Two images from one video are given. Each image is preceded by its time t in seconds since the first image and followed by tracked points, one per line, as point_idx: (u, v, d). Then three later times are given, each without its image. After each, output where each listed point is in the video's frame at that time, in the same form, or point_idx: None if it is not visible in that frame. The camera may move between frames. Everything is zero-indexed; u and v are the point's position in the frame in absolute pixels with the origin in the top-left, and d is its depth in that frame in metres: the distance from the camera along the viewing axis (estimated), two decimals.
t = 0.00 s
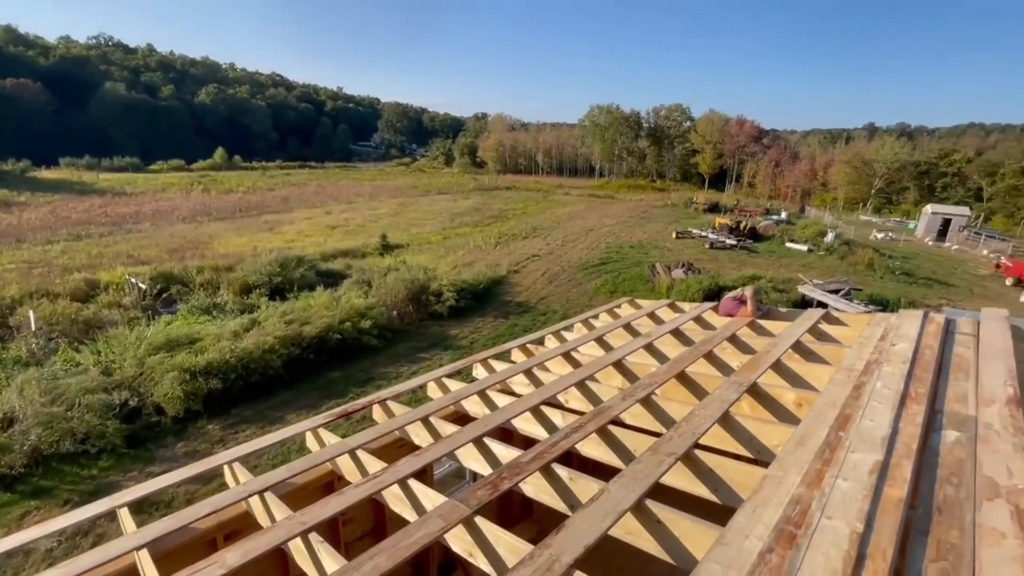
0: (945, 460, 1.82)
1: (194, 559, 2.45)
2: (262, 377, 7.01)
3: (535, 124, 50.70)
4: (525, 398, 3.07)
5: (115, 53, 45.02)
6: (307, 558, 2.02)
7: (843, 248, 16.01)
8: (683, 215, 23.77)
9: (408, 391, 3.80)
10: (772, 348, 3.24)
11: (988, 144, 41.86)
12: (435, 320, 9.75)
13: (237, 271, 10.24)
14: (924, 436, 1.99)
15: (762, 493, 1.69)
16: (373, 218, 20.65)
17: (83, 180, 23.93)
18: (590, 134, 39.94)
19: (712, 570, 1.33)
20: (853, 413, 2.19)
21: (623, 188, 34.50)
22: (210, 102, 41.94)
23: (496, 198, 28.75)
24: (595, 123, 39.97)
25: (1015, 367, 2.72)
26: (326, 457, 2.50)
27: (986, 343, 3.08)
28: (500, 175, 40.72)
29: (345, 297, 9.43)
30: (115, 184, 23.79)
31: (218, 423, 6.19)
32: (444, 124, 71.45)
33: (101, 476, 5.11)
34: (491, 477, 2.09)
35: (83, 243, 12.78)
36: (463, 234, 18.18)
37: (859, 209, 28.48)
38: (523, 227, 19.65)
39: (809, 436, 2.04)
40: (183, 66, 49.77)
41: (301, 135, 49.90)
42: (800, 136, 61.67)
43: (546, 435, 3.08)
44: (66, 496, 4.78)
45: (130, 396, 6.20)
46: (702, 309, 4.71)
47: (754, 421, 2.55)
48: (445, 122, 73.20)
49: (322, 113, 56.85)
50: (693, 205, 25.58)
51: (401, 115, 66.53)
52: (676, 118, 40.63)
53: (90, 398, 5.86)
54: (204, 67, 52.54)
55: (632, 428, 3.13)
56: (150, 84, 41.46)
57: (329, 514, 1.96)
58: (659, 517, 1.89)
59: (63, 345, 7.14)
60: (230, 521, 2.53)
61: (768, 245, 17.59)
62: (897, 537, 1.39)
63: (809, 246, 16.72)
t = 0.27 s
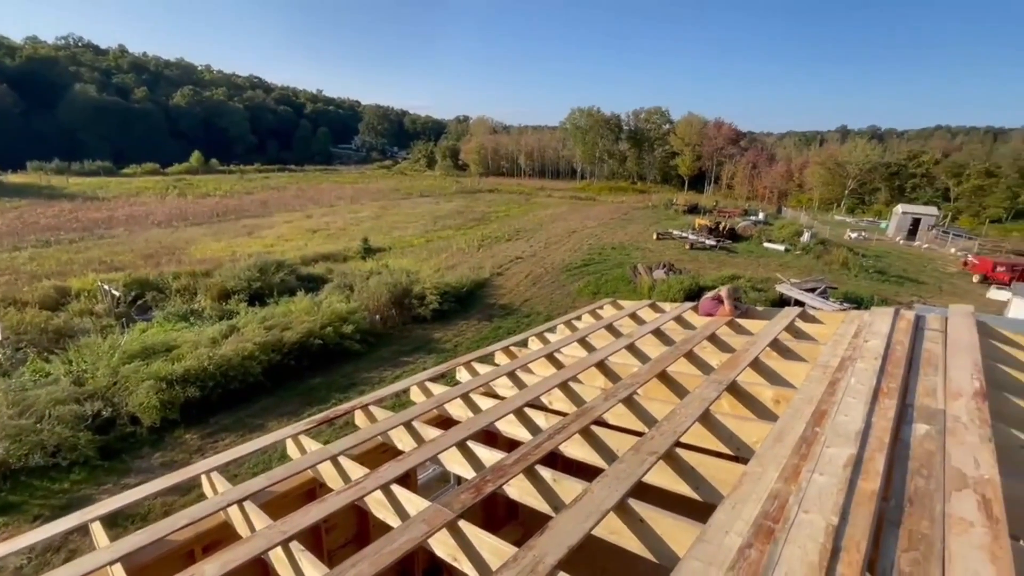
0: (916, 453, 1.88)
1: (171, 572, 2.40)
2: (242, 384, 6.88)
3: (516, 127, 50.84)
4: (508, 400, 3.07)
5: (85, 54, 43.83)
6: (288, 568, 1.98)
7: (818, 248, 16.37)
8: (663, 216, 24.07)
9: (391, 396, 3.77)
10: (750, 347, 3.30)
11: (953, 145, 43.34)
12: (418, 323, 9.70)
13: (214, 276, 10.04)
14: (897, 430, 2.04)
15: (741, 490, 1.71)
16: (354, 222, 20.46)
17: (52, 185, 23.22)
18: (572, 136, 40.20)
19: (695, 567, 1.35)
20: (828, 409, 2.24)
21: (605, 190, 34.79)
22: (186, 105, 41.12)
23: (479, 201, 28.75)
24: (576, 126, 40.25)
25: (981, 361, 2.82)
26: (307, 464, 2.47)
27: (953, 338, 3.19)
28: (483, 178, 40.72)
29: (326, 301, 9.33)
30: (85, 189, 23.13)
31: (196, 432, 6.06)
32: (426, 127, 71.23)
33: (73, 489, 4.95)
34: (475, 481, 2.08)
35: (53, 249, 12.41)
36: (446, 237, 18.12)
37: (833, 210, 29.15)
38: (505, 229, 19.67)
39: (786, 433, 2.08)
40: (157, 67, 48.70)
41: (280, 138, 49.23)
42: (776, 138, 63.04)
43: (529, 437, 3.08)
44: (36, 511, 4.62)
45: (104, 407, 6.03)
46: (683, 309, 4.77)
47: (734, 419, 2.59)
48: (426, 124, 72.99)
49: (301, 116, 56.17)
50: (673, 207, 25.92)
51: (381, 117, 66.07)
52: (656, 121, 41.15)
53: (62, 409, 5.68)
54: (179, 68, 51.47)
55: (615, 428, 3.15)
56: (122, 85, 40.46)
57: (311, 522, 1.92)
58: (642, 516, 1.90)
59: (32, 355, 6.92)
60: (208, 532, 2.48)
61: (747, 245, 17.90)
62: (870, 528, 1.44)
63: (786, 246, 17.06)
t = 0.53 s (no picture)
0: (889, 446, 1.93)
1: None
2: (221, 392, 6.75)
3: (498, 130, 50.92)
4: (492, 404, 3.06)
5: (53, 55, 42.57)
6: None
7: (795, 248, 16.69)
8: (644, 218, 24.33)
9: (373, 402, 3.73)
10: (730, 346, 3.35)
11: (921, 147, 44.64)
12: (401, 328, 9.64)
13: (191, 283, 9.84)
14: (870, 425, 2.10)
15: (721, 486, 1.74)
16: (335, 226, 20.25)
17: (19, 190, 22.47)
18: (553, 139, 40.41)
19: (676, 564, 1.37)
20: (804, 406, 2.29)
21: (586, 193, 35.03)
22: (160, 107, 40.22)
23: (461, 204, 28.69)
24: (558, 129, 40.46)
25: (949, 356, 2.91)
26: (288, 473, 2.43)
27: (923, 335, 3.29)
28: (465, 181, 40.67)
29: (307, 306, 9.21)
30: (54, 194, 22.44)
31: (174, 442, 5.92)
32: (407, 130, 70.91)
33: (43, 504, 4.79)
34: (459, 485, 2.07)
35: (20, 256, 12.01)
36: (428, 240, 18.03)
37: (809, 211, 29.79)
38: (488, 232, 19.65)
39: (765, 430, 2.11)
40: (129, 69, 47.56)
41: (258, 142, 48.47)
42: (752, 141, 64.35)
43: (513, 440, 3.07)
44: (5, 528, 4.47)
45: (75, 418, 5.85)
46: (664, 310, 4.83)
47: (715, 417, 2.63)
48: (407, 127, 72.70)
49: (280, 119, 55.40)
50: (654, 208, 26.21)
51: (362, 120, 65.50)
52: (636, 124, 41.62)
53: (31, 422, 5.50)
54: (152, 70, 50.34)
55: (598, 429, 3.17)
56: (93, 87, 39.40)
57: (292, 531, 1.90)
58: (626, 516, 1.92)
59: None
60: (186, 544, 2.43)
61: (726, 246, 18.18)
62: (846, 521, 1.47)
63: (764, 246, 17.37)
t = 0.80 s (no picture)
0: (865, 441, 1.97)
1: None
2: (199, 401, 6.60)
3: (480, 133, 50.96)
4: (475, 408, 3.05)
5: (20, 56, 41.28)
6: None
7: (773, 248, 17.02)
8: (626, 220, 24.56)
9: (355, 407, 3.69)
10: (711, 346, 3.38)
11: (891, 150, 45.96)
12: (384, 332, 9.56)
13: (167, 289, 9.62)
14: (846, 421, 2.15)
15: (704, 486, 1.76)
16: (316, 230, 20.01)
17: None
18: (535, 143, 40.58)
19: (660, 564, 1.38)
20: (783, 404, 2.33)
21: (569, 195, 35.24)
22: (133, 110, 39.29)
23: (444, 207, 28.62)
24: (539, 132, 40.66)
25: (921, 352, 2.99)
26: (269, 481, 2.38)
27: (896, 332, 3.37)
28: (447, 184, 40.59)
29: (287, 312, 9.08)
30: (23, 199, 21.77)
31: (151, 453, 5.78)
32: (388, 133, 70.58)
33: (12, 521, 4.63)
34: (443, 489, 2.06)
35: None
36: (411, 244, 17.94)
37: (786, 212, 30.44)
38: (471, 235, 19.64)
39: (745, 428, 2.15)
40: (100, 70, 46.39)
41: (235, 145, 47.73)
42: (730, 144, 65.54)
43: (498, 444, 3.06)
44: None
45: (45, 431, 5.66)
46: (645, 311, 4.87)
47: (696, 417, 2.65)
48: (389, 130, 72.33)
49: (258, 122, 54.61)
50: (635, 210, 26.48)
51: (342, 123, 64.95)
52: (616, 127, 42.06)
53: None
54: (125, 72, 49.18)
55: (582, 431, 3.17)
56: (62, 89, 38.33)
57: (272, 542, 1.86)
58: (610, 517, 1.92)
59: None
60: (164, 557, 2.38)
61: (706, 247, 18.45)
62: (824, 516, 1.50)
63: (743, 247, 17.67)
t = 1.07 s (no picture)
0: (840, 438, 2.02)
1: None
2: (176, 410, 6.46)
3: (461, 136, 50.91)
4: (458, 412, 3.04)
5: None
6: None
7: (751, 249, 17.33)
8: (607, 223, 24.77)
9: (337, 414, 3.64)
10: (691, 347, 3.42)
11: (863, 153, 47.26)
12: (367, 337, 9.47)
13: (141, 296, 9.39)
14: (823, 418, 2.19)
15: (685, 486, 1.78)
16: (296, 234, 19.74)
17: None
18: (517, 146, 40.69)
19: (643, 565, 1.38)
20: (762, 402, 2.37)
21: (551, 198, 35.41)
22: (105, 113, 38.25)
23: (426, 210, 28.50)
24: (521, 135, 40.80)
25: (893, 349, 3.07)
26: (249, 492, 2.34)
27: (868, 330, 3.46)
28: (429, 188, 40.44)
29: (267, 318, 8.94)
30: None
31: (125, 465, 5.63)
32: (369, 136, 70.13)
33: None
34: (426, 496, 2.04)
35: None
36: (393, 248, 17.82)
37: (763, 213, 31.03)
38: (454, 239, 19.60)
39: (725, 427, 2.18)
40: (70, 72, 45.13)
41: (212, 149, 46.88)
42: (708, 147, 66.60)
43: (481, 447, 3.05)
44: None
45: (12, 445, 5.47)
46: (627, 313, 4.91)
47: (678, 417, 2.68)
48: (370, 134, 71.86)
49: (236, 125, 53.71)
50: (617, 213, 26.72)
51: (322, 126, 64.34)
52: (597, 131, 42.43)
53: None
54: (96, 73, 47.96)
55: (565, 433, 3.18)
56: (29, 91, 37.17)
57: (253, 552, 1.82)
58: (594, 519, 1.93)
59: None
60: (139, 571, 2.31)
61: (686, 249, 18.69)
62: (803, 513, 1.53)
63: (722, 249, 17.96)
